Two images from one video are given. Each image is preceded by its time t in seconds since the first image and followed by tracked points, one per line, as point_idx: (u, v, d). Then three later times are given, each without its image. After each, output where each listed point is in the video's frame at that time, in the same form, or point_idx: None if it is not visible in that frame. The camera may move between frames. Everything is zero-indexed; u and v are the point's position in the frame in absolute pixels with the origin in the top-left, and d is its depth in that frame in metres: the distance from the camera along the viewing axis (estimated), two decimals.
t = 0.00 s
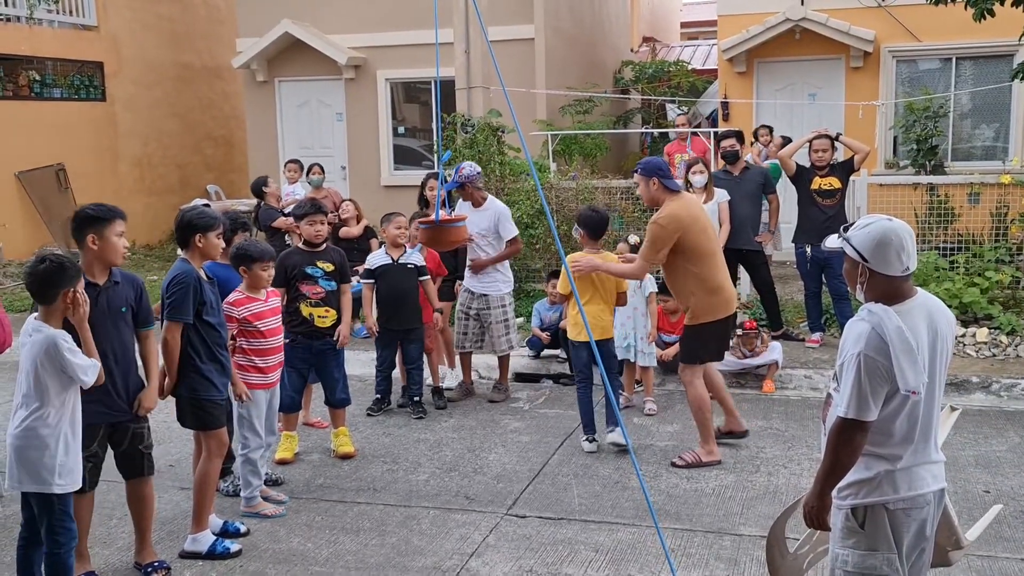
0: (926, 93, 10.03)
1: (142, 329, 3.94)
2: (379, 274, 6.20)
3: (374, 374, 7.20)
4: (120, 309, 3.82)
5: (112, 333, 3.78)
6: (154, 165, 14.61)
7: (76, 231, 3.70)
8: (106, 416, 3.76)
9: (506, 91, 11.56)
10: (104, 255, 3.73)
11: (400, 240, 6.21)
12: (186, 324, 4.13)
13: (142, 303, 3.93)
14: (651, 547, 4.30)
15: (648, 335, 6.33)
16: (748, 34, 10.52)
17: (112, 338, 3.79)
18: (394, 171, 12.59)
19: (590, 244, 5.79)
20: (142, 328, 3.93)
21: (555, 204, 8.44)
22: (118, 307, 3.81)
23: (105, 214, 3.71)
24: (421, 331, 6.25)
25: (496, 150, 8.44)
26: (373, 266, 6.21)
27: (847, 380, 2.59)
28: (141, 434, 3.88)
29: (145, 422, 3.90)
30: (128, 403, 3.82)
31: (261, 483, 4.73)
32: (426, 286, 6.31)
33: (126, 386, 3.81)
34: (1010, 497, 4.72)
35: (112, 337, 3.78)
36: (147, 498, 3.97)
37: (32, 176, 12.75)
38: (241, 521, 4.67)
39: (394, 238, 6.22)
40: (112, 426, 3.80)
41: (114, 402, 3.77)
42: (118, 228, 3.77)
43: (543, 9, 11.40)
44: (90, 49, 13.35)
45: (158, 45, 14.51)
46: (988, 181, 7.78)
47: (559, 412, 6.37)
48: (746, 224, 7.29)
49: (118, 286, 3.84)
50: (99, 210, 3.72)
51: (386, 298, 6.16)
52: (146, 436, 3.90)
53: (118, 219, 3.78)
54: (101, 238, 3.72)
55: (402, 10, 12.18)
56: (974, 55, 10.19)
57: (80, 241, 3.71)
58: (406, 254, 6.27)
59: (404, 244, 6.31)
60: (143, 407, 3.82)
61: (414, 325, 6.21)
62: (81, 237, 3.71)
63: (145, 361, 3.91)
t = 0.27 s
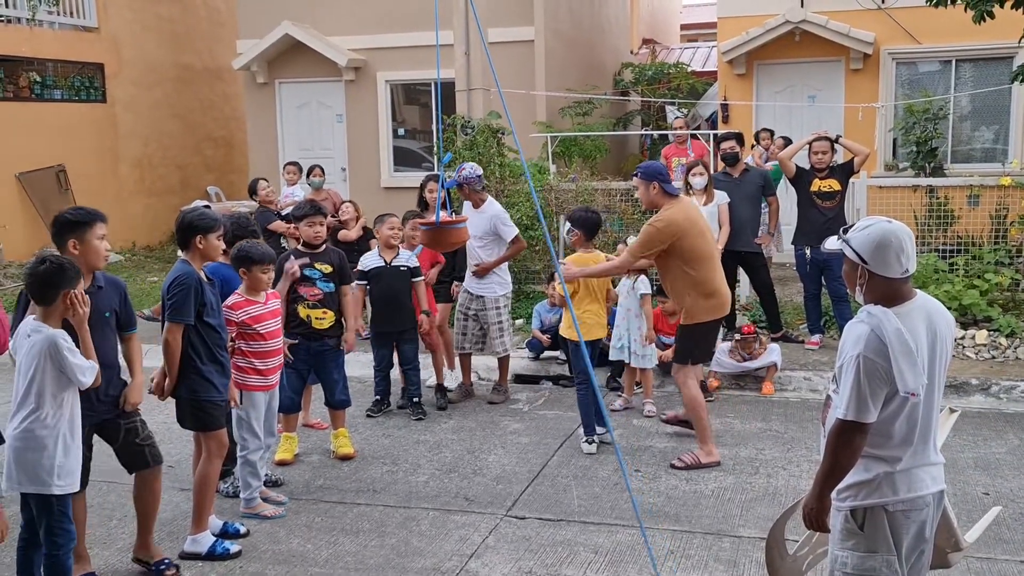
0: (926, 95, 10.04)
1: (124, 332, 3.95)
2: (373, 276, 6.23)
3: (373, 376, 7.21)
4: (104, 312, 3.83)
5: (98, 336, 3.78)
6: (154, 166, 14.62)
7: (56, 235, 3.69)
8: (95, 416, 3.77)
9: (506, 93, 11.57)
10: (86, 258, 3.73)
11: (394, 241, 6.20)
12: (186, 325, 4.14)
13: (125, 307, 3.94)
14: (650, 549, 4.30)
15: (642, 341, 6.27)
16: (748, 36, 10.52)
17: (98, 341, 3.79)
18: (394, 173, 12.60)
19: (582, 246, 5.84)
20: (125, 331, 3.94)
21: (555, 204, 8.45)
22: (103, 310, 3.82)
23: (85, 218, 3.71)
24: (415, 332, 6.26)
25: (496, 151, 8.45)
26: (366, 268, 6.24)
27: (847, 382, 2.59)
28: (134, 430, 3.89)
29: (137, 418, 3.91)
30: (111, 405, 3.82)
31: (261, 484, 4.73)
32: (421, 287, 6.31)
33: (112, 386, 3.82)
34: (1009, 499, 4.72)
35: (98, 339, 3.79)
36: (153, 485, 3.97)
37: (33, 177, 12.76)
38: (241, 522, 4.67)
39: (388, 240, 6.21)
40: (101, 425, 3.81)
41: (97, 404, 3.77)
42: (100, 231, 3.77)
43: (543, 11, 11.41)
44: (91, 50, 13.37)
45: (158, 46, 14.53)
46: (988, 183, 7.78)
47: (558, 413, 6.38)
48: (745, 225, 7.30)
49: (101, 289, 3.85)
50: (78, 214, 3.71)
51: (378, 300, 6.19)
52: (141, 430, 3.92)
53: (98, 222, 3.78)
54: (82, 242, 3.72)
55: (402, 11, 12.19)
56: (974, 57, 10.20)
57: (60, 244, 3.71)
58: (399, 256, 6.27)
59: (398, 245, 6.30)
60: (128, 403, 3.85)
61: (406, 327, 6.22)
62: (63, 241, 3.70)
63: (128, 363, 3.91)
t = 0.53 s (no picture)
0: (924, 97, 10.04)
1: (111, 330, 3.96)
2: (367, 279, 6.22)
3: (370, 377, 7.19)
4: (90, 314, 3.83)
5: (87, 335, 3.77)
6: (152, 167, 14.61)
7: (42, 236, 3.69)
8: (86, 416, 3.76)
9: (504, 95, 11.56)
10: (70, 260, 3.72)
11: (386, 243, 6.18)
12: (183, 327, 4.12)
13: (110, 309, 3.93)
14: (647, 551, 4.29)
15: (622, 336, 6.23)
16: (746, 38, 10.52)
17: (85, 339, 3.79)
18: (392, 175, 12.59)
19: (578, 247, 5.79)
20: (112, 330, 3.95)
21: (552, 206, 8.44)
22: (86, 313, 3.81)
23: (69, 220, 3.70)
24: (410, 335, 6.23)
25: (493, 154, 8.43)
26: (361, 271, 6.24)
27: (844, 384, 2.58)
28: (128, 431, 3.88)
29: (129, 419, 3.90)
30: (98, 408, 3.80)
31: (257, 486, 4.71)
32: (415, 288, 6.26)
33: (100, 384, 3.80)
34: (1007, 502, 4.71)
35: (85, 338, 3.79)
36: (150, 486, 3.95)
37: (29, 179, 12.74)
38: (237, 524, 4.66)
39: (380, 242, 6.19)
40: (94, 424, 3.80)
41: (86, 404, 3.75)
42: (84, 233, 3.76)
43: (541, 13, 11.40)
44: (88, 52, 13.35)
45: (155, 48, 14.51)
46: (986, 185, 7.77)
47: (555, 415, 6.36)
48: (743, 227, 7.28)
49: (88, 290, 3.83)
50: (62, 216, 3.71)
51: (372, 302, 6.18)
52: (134, 430, 3.90)
53: (83, 224, 3.77)
54: (66, 244, 3.71)
55: (400, 13, 12.19)
56: (972, 59, 10.19)
57: (45, 248, 3.70)
58: (392, 258, 6.25)
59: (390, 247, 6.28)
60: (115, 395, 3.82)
61: (398, 330, 6.18)
62: (48, 244, 3.70)
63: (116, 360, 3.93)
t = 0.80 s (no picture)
0: (927, 98, 10.04)
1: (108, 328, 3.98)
2: (372, 279, 6.24)
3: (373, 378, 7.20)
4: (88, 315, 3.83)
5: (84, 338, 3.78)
6: (154, 168, 14.63)
7: (40, 237, 3.70)
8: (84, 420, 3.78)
9: (506, 96, 11.57)
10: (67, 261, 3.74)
11: (392, 244, 6.20)
12: (187, 326, 4.13)
13: (108, 309, 3.95)
14: (649, 552, 4.30)
15: (611, 332, 6.21)
16: (748, 39, 10.53)
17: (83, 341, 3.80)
18: (394, 175, 12.60)
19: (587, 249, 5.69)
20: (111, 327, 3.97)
21: (555, 207, 8.45)
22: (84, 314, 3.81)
23: (65, 221, 3.72)
24: (416, 335, 6.27)
25: (495, 155, 8.43)
26: (366, 272, 6.25)
27: (846, 384, 2.59)
28: (123, 437, 3.90)
29: (125, 425, 3.92)
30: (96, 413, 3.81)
31: (260, 487, 4.72)
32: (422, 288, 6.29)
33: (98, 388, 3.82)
34: (1009, 503, 4.71)
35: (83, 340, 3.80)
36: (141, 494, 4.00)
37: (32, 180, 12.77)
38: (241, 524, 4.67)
39: (386, 243, 6.20)
40: (92, 429, 3.82)
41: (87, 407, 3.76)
42: (81, 235, 3.78)
43: (543, 14, 11.42)
44: (91, 53, 13.38)
45: (158, 49, 14.53)
46: (988, 187, 7.77)
47: (558, 416, 6.37)
48: (745, 228, 7.29)
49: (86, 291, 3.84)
50: (59, 217, 3.73)
51: (377, 303, 6.19)
52: (129, 438, 3.93)
53: (81, 226, 3.78)
54: (63, 245, 3.72)
55: (403, 14, 12.21)
56: (975, 61, 10.20)
57: (42, 249, 3.72)
58: (398, 259, 6.27)
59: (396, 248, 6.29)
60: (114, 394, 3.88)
61: (405, 330, 6.22)
62: (45, 244, 3.71)
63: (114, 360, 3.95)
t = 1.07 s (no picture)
0: (923, 98, 10.06)
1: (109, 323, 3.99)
2: (373, 277, 6.24)
3: (369, 378, 7.20)
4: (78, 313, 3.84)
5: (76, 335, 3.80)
6: (151, 167, 14.62)
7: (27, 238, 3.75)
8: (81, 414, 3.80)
9: (502, 96, 11.58)
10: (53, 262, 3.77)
11: (392, 243, 6.23)
12: (184, 325, 4.14)
13: (103, 308, 3.94)
14: (645, 551, 4.30)
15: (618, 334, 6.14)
16: (745, 39, 10.54)
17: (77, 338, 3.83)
18: (392, 175, 12.60)
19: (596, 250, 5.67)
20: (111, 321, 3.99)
21: (552, 206, 8.45)
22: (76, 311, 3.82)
23: (49, 222, 3.76)
24: (413, 334, 6.27)
25: (491, 155, 8.42)
26: (366, 270, 6.26)
27: (841, 384, 2.60)
28: (123, 424, 3.90)
29: (122, 413, 3.92)
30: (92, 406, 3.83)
31: (257, 487, 4.73)
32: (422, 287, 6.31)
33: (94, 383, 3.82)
34: (1004, 503, 4.72)
35: (77, 339, 3.84)
36: (146, 483, 4.01)
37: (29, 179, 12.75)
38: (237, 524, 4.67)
39: (387, 242, 6.24)
40: (90, 422, 3.83)
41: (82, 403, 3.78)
42: (68, 234, 3.81)
43: (540, 14, 11.42)
44: (88, 52, 13.37)
45: (155, 48, 14.52)
46: (984, 187, 7.78)
47: (554, 415, 6.38)
48: (741, 228, 7.30)
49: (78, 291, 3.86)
50: (43, 219, 3.76)
51: (377, 301, 6.20)
52: (130, 425, 3.94)
53: (67, 225, 3.82)
54: (46, 246, 3.75)
55: (400, 13, 12.21)
56: (971, 61, 10.21)
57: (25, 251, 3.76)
58: (399, 257, 6.28)
59: (398, 247, 6.32)
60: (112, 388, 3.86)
61: (406, 329, 6.22)
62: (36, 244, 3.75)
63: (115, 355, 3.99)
